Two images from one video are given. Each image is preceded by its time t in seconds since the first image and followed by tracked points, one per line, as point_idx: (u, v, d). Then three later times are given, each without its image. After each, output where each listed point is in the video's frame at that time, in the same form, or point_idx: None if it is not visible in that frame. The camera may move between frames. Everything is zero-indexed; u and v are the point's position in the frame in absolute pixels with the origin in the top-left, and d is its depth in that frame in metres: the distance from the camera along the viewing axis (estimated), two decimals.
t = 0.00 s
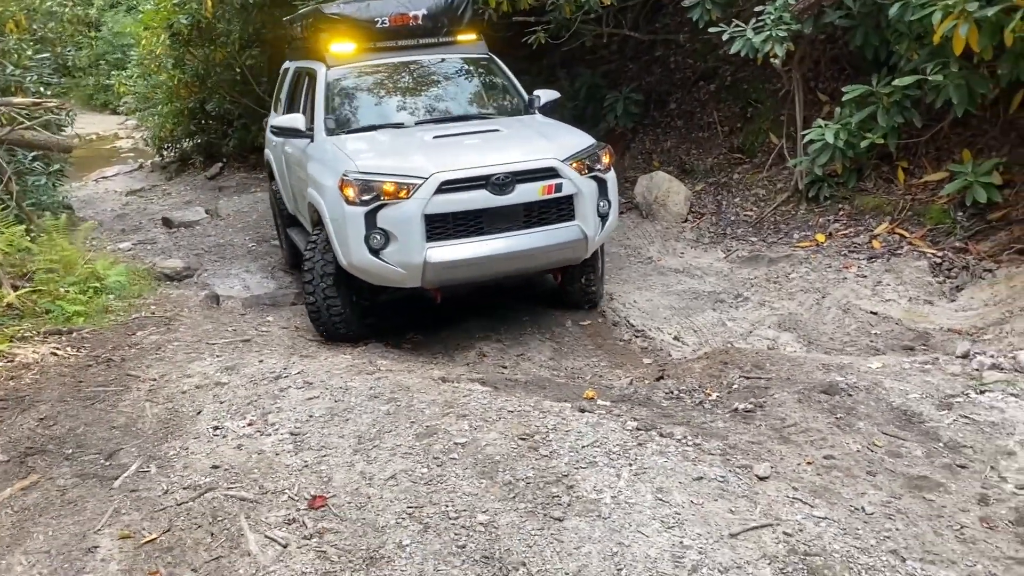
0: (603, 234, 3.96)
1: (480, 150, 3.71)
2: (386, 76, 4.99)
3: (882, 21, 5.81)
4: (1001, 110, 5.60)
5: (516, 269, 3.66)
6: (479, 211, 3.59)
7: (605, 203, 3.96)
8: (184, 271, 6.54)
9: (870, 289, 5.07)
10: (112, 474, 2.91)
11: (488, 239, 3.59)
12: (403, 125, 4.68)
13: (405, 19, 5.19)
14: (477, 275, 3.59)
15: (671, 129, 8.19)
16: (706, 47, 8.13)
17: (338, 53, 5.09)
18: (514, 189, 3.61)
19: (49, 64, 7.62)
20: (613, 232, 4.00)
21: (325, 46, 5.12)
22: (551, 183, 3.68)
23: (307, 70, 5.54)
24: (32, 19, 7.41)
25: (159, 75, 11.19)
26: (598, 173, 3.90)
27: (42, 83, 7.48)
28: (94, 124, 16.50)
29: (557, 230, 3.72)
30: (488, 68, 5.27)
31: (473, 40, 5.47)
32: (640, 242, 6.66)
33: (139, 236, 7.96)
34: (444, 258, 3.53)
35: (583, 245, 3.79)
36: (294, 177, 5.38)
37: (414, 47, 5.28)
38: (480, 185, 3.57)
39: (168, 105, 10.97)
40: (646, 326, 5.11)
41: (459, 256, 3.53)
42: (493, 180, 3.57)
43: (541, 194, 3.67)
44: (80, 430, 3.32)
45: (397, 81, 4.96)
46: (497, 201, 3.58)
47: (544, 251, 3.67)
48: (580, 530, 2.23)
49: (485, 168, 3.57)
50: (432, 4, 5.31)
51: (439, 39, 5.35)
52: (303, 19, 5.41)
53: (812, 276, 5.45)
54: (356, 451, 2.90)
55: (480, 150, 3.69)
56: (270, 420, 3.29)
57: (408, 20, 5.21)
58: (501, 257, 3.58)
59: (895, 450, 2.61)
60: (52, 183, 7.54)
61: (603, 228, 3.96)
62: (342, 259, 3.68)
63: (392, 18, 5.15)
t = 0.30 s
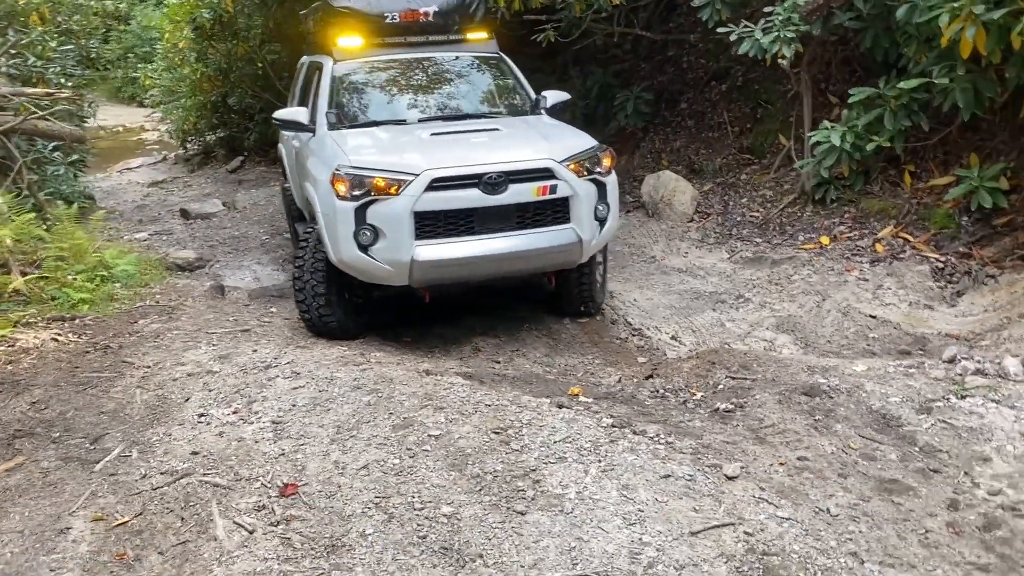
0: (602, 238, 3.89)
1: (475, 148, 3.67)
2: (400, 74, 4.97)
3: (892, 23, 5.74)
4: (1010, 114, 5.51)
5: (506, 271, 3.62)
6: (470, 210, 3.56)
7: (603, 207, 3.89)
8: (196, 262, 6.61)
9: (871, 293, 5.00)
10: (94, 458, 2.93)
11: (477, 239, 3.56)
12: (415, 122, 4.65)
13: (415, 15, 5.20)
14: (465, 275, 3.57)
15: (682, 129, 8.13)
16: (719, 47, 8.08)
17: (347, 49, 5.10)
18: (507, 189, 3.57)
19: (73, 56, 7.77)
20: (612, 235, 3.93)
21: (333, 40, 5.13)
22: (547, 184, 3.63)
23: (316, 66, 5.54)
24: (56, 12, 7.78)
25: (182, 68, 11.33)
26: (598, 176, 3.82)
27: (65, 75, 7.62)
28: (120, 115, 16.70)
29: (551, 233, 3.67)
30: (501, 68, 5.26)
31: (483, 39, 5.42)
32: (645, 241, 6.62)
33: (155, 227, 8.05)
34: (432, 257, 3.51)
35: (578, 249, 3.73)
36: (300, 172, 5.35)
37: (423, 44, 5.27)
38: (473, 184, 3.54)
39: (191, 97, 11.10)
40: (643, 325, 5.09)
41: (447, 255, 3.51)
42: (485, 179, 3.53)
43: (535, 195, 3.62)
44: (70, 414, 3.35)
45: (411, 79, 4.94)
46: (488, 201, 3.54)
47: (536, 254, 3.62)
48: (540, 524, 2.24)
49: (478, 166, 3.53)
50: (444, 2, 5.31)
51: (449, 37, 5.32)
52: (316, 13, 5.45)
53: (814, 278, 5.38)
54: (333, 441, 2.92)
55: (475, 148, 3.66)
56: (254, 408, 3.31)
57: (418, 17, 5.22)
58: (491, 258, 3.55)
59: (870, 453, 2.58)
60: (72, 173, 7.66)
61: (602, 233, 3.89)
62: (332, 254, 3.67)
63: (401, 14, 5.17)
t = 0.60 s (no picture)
0: (616, 248, 3.80)
1: (488, 146, 3.64)
2: (433, 69, 4.85)
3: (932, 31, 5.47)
4: None
5: (511, 274, 3.57)
6: (477, 209, 3.51)
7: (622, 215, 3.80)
8: (227, 248, 6.70)
9: (896, 304, 4.82)
10: (93, 433, 2.97)
11: (484, 239, 3.51)
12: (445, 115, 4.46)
13: (448, 8, 5.19)
14: (468, 275, 3.52)
15: (716, 132, 7.97)
16: (757, 50, 7.93)
17: (380, 42, 5.13)
18: (517, 189, 3.51)
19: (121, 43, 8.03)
20: (627, 245, 3.83)
21: (365, 29, 5.19)
22: (559, 187, 3.56)
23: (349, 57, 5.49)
24: None
25: (229, 58, 11.53)
26: (617, 182, 3.74)
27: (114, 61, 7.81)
28: (172, 103, 17.04)
29: (561, 238, 3.60)
30: (536, 69, 5.12)
31: (516, 36, 5.39)
32: (671, 243, 6.51)
33: (192, 213, 8.15)
34: (434, 254, 3.47)
35: (588, 257, 3.65)
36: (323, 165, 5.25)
37: (455, 37, 5.24)
38: (482, 182, 3.50)
39: (239, 87, 11.22)
40: (660, 328, 5.00)
41: (449, 254, 3.47)
42: (494, 177, 3.48)
43: (546, 197, 3.55)
44: (77, 389, 3.40)
45: (444, 74, 4.81)
46: (496, 200, 3.49)
47: (543, 259, 3.55)
48: (512, 519, 2.22)
49: (489, 165, 3.49)
50: None
51: (481, 32, 5.29)
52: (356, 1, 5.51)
53: (838, 287, 5.18)
54: (324, 427, 2.89)
55: (488, 146, 3.62)
56: (253, 392, 3.22)
57: (451, 9, 5.20)
58: (495, 260, 3.50)
59: (862, 465, 2.50)
60: (116, 158, 7.87)
61: (616, 241, 3.79)
62: (338, 247, 3.66)
63: (434, 6, 5.16)
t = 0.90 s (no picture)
0: (636, 254, 3.78)
1: (508, 146, 3.64)
2: (471, 66, 4.87)
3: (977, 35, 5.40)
4: None
5: (524, 277, 3.58)
6: (493, 209, 3.53)
7: (644, 221, 3.78)
8: (265, 240, 6.82)
9: (929, 312, 4.71)
10: (120, 415, 3.06)
11: (497, 240, 3.54)
12: (485, 112, 4.49)
13: (484, 5, 5.22)
14: (480, 276, 3.56)
15: (753, 135, 7.86)
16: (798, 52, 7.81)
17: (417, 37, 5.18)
18: (534, 191, 3.51)
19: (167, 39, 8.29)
20: (648, 252, 3.81)
21: (398, 25, 5.22)
22: (577, 191, 3.55)
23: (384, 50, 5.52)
24: None
25: (275, 53, 11.72)
26: (641, 187, 3.74)
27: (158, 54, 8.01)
28: (221, 97, 17.39)
29: (577, 242, 3.60)
30: (572, 67, 5.14)
31: (551, 35, 5.38)
32: (703, 246, 6.45)
33: (233, 205, 8.30)
34: (446, 254, 3.52)
35: (605, 263, 3.64)
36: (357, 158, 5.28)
37: (490, 34, 5.27)
38: (499, 182, 3.51)
39: (285, 82, 11.38)
40: (688, 330, 4.96)
41: (462, 254, 3.51)
42: (511, 178, 3.49)
43: (564, 200, 3.55)
44: (108, 372, 3.50)
45: (483, 71, 4.84)
46: (512, 201, 3.51)
47: (557, 263, 3.56)
48: (520, 512, 2.24)
49: (506, 165, 3.50)
50: None
51: (516, 30, 5.31)
52: None
53: (870, 294, 5.08)
54: (342, 416, 2.92)
55: (509, 146, 3.63)
56: (277, 379, 3.28)
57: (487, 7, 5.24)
58: (508, 262, 3.52)
59: (879, 473, 2.46)
60: (160, 148, 8.05)
61: (636, 248, 3.77)
62: (353, 241, 3.74)
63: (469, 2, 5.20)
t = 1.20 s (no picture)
0: (657, 253, 3.81)
1: (528, 143, 3.71)
2: (502, 64, 4.93)
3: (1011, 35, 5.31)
4: None
5: (541, 274, 3.64)
6: (512, 206, 3.60)
7: (665, 220, 3.81)
8: (298, 238, 6.95)
9: (957, 313, 4.67)
10: (155, 403, 3.17)
11: (515, 237, 3.60)
12: (515, 110, 4.54)
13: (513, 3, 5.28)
14: (497, 272, 3.62)
15: (784, 135, 7.82)
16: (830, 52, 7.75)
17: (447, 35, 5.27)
18: (552, 188, 3.57)
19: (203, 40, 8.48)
20: (669, 251, 3.83)
21: (426, 23, 5.32)
22: (597, 188, 3.60)
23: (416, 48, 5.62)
24: None
25: (311, 54, 11.91)
26: (663, 185, 3.78)
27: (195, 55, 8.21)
28: (258, 97, 17.67)
29: (597, 240, 3.64)
30: (602, 66, 5.18)
31: (580, 35, 5.42)
32: (732, 245, 6.44)
33: (267, 203, 8.46)
34: (463, 250, 3.58)
35: (624, 262, 3.67)
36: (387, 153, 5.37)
37: (520, 33, 5.33)
38: (517, 178, 3.58)
39: (320, 82, 11.54)
40: (714, 329, 4.96)
41: (479, 250, 3.57)
42: (530, 175, 3.55)
43: (582, 197, 3.59)
44: (143, 363, 3.63)
45: (515, 69, 4.89)
46: (530, 198, 3.57)
47: (574, 261, 3.60)
48: (537, 501, 2.30)
49: (525, 162, 3.56)
50: None
51: (544, 29, 5.37)
52: None
53: (898, 295, 5.04)
54: (368, 407, 3.00)
55: (529, 143, 3.70)
56: (306, 371, 3.38)
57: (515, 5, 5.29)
58: (525, 258, 3.58)
59: (895, 469, 2.49)
60: (197, 147, 8.24)
61: (657, 247, 3.80)
62: (373, 237, 3.82)
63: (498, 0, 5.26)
